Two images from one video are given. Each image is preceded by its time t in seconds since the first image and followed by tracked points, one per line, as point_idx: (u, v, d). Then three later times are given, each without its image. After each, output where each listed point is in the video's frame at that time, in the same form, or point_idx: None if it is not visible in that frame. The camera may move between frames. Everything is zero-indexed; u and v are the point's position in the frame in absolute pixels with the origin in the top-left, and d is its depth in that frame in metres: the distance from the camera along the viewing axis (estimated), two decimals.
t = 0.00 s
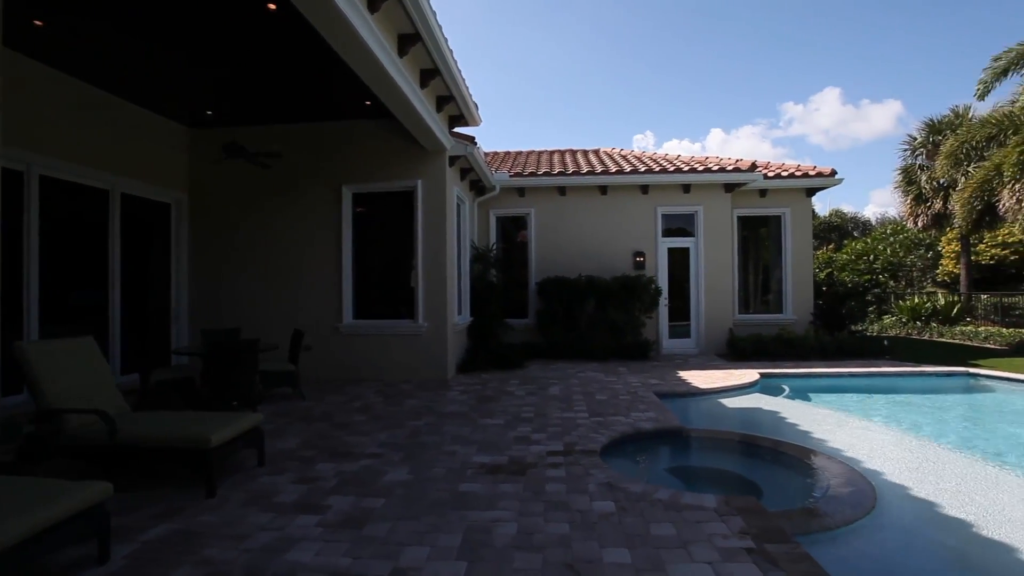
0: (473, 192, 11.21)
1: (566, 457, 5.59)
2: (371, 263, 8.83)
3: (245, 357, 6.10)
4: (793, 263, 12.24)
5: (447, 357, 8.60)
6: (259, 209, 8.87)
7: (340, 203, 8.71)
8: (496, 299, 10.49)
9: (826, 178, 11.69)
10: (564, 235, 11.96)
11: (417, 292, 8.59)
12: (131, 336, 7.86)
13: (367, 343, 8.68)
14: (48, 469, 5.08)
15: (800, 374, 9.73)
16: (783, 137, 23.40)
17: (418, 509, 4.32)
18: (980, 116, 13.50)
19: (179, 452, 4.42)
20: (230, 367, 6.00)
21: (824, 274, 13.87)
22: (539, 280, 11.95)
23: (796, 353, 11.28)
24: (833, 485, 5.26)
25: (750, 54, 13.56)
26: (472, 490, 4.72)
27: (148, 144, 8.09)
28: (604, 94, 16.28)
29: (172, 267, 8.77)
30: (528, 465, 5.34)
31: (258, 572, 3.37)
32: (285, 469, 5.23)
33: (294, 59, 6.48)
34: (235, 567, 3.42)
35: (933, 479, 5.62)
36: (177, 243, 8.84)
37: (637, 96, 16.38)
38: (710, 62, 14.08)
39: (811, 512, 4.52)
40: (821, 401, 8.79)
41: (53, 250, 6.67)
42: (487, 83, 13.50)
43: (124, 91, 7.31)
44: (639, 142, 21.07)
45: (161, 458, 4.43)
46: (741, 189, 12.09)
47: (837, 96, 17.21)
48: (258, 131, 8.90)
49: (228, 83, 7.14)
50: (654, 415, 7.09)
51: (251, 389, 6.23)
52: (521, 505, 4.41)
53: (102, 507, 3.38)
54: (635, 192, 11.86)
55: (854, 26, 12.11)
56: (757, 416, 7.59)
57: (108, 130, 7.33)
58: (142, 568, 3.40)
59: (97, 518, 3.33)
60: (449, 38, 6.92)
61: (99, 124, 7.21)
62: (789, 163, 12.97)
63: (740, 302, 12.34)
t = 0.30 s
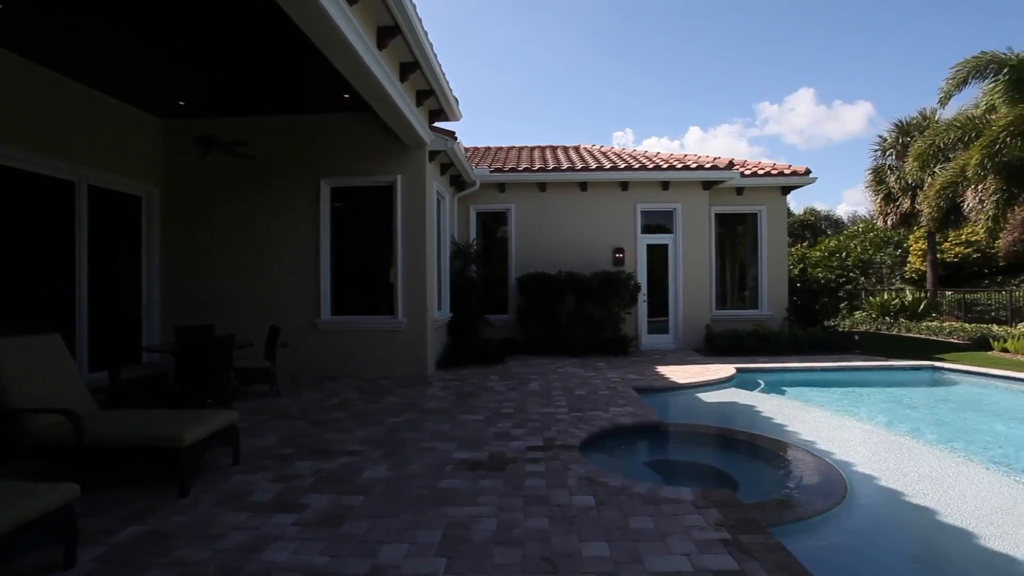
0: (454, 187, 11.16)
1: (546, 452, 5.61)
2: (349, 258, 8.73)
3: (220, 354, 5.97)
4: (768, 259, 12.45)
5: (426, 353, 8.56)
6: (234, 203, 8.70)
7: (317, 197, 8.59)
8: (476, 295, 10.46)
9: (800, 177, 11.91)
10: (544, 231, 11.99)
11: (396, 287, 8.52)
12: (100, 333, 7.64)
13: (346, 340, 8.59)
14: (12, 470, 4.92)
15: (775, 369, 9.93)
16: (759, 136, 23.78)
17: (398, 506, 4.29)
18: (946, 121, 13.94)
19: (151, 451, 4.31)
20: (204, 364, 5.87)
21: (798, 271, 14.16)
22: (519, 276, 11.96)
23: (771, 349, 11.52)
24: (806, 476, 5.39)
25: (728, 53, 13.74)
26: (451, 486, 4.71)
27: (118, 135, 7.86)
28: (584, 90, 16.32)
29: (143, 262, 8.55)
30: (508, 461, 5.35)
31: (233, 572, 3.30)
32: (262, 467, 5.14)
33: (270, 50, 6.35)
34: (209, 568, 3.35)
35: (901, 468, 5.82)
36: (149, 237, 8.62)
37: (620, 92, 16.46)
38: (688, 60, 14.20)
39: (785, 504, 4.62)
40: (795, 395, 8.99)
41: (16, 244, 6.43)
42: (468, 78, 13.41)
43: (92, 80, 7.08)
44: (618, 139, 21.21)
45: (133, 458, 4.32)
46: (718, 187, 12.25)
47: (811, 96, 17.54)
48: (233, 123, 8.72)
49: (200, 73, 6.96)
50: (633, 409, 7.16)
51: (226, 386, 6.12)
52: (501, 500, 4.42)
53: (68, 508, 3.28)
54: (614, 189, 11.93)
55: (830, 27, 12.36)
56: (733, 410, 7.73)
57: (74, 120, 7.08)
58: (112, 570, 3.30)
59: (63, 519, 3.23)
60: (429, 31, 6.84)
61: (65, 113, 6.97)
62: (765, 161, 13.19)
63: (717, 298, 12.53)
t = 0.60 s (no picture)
0: (433, 182, 11.09)
1: (525, 447, 5.62)
2: (327, 253, 8.61)
3: (193, 351, 5.84)
4: (744, 256, 12.65)
5: (405, 349, 8.51)
6: (208, 197, 8.51)
7: (294, 192, 8.46)
8: (455, 291, 10.42)
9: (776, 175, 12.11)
10: (524, 227, 11.99)
11: (375, 282, 8.44)
12: (67, 330, 7.41)
13: (323, 336, 8.49)
14: None
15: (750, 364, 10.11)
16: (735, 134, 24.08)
17: (376, 504, 4.26)
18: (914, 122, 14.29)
19: (122, 451, 4.20)
20: (177, 362, 5.74)
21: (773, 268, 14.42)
22: (499, 272, 11.96)
23: (746, 344, 11.72)
24: (780, 468, 5.50)
25: (707, 51, 13.91)
26: (431, 483, 4.69)
27: (86, 126, 7.62)
28: (564, 86, 16.31)
29: (112, 256, 8.33)
30: (487, 456, 5.35)
31: (208, 572, 3.24)
32: (237, 465, 5.05)
33: (246, 41, 6.21)
34: (182, 569, 3.28)
35: (871, 459, 5.97)
36: (118, 231, 8.38)
37: (600, 87, 16.49)
38: (667, 56, 14.28)
39: (760, 495, 4.71)
40: (770, 388, 9.17)
41: None
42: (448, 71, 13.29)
43: (59, 69, 6.85)
44: (598, 135, 21.29)
45: (102, 458, 4.21)
46: (696, 184, 12.39)
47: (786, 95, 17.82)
48: (207, 115, 8.53)
49: (172, 63, 6.79)
50: (611, 404, 7.22)
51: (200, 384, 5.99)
52: (480, 496, 4.41)
53: (33, 510, 3.18)
54: (594, 185, 11.98)
55: (804, 28, 12.61)
56: (710, 404, 7.85)
57: (39, 109, 6.84)
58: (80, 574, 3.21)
59: (27, 522, 3.13)
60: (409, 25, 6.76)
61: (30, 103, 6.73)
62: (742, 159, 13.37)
63: (695, 294, 12.69)
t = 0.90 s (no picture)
0: (412, 176, 10.99)
1: (505, 443, 5.63)
2: (304, 248, 8.50)
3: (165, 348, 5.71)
4: (722, 252, 12.81)
5: (383, 344, 8.45)
6: (180, 190, 8.33)
7: (270, 185, 8.32)
8: (435, 287, 10.37)
9: (752, 173, 12.30)
10: (504, 223, 11.97)
11: (353, 278, 8.35)
12: (32, 326, 7.19)
13: (300, 332, 8.38)
14: None
15: (727, 358, 10.25)
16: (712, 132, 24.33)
17: (355, 500, 4.23)
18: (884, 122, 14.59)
19: (91, 450, 4.10)
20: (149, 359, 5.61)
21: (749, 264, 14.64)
22: (478, 267, 11.93)
23: (723, 339, 11.90)
24: (755, 460, 5.60)
25: (685, 48, 14.03)
26: (410, 479, 4.67)
27: (52, 115, 7.39)
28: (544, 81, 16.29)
29: (79, 251, 8.10)
30: (467, 452, 5.34)
31: (182, 573, 3.18)
32: (212, 463, 4.96)
33: (220, 31, 6.08)
34: (154, 570, 3.21)
35: (841, 451, 6.11)
36: (86, 224, 8.15)
37: (580, 80, 16.50)
38: (646, 51, 14.34)
39: (736, 487, 4.79)
40: (745, 383, 9.32)
41: None
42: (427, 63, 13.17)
43: (23, 57, 6.62)
44: (577, 131, 21.32)
45: (70, 458, 4.10)
46: (675, 181, 12.50)
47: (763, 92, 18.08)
48: (179, 106, 8.33)
49: (141, 52, 6.61)
50: (591, 399, 7.27)
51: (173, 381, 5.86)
52: (460, 492, 4.41)
53: None
54: (574, 181, 12.01)
55: (782, 26, 12.78)
56: (687, 399, 7.95)
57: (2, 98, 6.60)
58: None
59: None
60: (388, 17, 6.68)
61: None
62: (719, 157, 13.53)
63: (673, 290, 12.82)
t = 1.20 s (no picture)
0: (390, 171, 10.89)
1: (484, 438, 5.63)
2: (280, 242, 8.38)
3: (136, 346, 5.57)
4: (699, 248, 12.95)
5: (362, 340, 8.38)
6: (151, 182, 8.15)
7: (245, 178, 8.18)
8: (413, 282, 10.30)
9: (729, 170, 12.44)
10: (483, 218, 11.94)
11: (331, 273, 8.27)
12: None
13: (276, 328, 8.27)
14: None
15: (704, 353, 10.38)
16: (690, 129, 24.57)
17: (333, 497, 4.19)
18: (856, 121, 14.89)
19: (58, 451, 3.99)
20: (119, 356, 5.47)
21: (727, 260, 14.85)
22: (457, 262, 11.89)
23: (701, 333, 12.08)
24: (731, 453, 5.69)
25: (664, 44, 14.12)
26: (389, 475, 4.65)
27: (15, 104, 7.15)
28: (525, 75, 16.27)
29: (44, 244, 7.86)
30: (446, 448, 5.33)
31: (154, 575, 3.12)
32: (186, 462, 4.87)
33: (193, 19, 5.95)
34: (126, 572, 3.14)
35: (814, 442, 6.22)
36: (52, 217, 7.92)
37: (559, 75, 16.51)
38: (625, 46, 14.41)
39: (712, 479, 4.86)
40: (722, 377, 9.45)
41: None
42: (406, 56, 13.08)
43: None
44: (557, 127, 21.34)
45: (36, 459, 3.98)
46: (653, 177, 12.59)
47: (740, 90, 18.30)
48: (149, 97, 8.14)
49: (110, 40, 6.44)
50: (570, 394, 7.30)
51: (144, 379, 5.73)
52: (439, 487, 4.40)
53: None
54: (553, 177, 12.03)
55: (759, 25, 12.93)
56: (665, 393, 8.04)
57: None
58: None
59: None
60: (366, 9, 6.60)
61: None
62: (697, 154, 13.66)
63: (651, 285, 12.93)
